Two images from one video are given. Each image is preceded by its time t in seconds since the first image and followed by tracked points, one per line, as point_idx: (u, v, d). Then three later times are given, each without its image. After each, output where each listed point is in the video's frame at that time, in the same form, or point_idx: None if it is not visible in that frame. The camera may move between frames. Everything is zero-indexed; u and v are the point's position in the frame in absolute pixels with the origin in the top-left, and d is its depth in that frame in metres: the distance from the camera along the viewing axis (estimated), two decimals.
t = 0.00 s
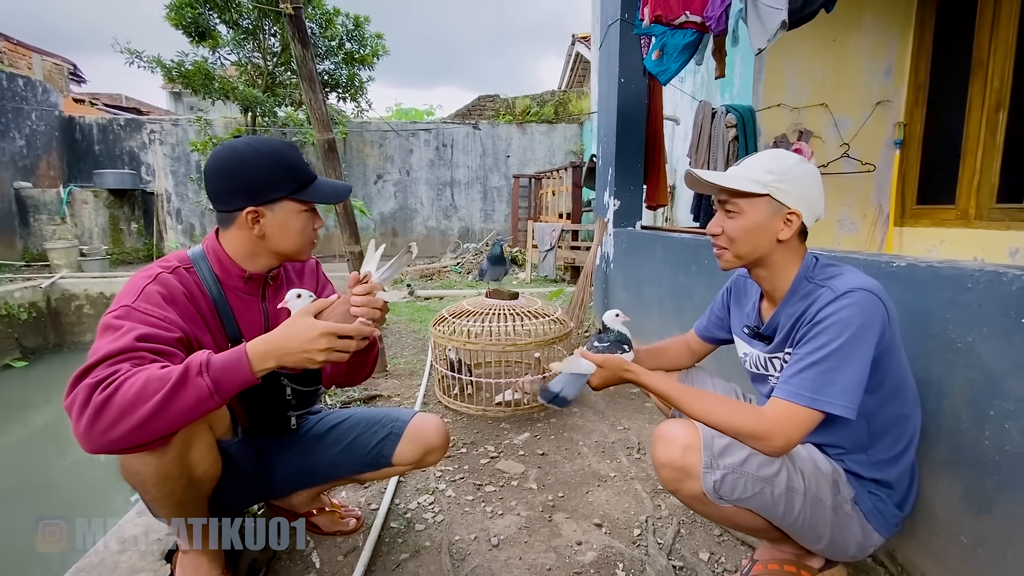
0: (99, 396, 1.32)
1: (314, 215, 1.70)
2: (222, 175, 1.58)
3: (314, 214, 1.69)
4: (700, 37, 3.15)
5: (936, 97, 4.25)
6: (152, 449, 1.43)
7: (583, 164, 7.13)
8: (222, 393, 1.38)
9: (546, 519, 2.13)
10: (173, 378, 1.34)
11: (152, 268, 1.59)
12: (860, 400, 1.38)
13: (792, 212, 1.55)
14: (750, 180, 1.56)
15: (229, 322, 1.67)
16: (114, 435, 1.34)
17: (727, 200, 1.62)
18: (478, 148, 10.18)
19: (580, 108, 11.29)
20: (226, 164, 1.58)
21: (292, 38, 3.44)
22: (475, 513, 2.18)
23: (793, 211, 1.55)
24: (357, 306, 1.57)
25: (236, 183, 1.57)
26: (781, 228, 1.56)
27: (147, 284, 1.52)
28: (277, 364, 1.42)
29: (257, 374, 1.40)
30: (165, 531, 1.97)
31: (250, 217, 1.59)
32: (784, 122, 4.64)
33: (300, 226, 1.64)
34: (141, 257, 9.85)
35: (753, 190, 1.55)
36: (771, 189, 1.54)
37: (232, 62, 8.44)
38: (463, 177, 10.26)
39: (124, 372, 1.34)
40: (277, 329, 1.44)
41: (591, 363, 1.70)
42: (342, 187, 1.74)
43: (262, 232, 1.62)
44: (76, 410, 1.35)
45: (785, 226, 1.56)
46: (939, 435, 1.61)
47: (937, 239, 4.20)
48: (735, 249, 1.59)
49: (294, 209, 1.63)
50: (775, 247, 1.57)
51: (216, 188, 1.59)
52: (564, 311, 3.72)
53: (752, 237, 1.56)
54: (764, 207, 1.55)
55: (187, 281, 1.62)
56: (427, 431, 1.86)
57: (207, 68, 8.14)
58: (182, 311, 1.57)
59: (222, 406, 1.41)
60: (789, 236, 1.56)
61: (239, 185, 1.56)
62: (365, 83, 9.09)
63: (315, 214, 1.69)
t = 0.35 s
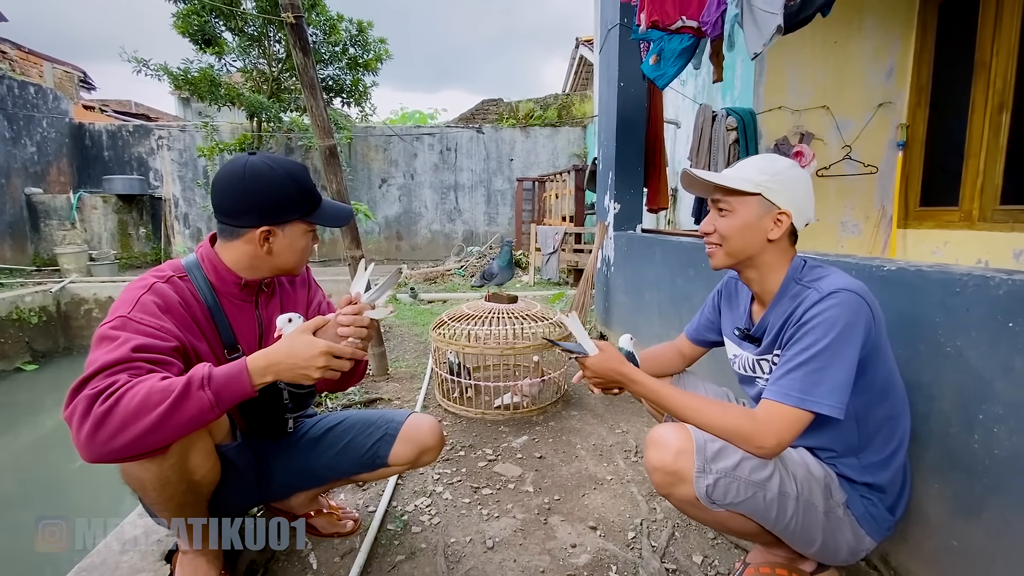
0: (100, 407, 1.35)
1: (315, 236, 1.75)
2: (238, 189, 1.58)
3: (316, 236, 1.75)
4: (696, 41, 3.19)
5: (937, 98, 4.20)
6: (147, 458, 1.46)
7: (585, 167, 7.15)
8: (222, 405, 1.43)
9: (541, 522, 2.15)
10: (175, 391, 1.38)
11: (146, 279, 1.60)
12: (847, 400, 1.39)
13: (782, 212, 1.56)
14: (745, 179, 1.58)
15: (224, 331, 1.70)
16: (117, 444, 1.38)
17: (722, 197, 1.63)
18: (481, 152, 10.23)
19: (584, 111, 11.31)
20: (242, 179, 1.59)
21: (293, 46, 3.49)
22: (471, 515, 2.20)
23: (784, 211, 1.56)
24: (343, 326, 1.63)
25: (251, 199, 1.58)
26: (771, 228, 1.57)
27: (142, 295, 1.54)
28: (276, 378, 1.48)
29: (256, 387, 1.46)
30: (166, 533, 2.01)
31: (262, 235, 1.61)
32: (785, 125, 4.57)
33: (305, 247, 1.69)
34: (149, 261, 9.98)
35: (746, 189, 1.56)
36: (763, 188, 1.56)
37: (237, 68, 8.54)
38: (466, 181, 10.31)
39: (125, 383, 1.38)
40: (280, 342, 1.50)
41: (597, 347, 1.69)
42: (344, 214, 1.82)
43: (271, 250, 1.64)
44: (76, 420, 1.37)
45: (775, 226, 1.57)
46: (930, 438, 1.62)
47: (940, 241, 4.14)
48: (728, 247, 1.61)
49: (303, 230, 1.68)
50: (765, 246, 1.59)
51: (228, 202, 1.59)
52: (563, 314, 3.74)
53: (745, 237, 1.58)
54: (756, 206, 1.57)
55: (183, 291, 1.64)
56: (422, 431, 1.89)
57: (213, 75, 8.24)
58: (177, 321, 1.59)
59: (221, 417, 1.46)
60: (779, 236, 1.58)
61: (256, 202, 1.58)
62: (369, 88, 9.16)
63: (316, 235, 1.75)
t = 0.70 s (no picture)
0: (145, 385, 1.38)
1: (310, 240, 1.77)
2: (234, 192, 1.60)
3: (311, 240, 1.77)
4: (696, 46, 3.22)
5: (938, 102, 4.19)
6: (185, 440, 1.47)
7: (587, 169, 7.18)
8: (262, 380, 1.47)
9: (539, 522, 2.17)
10: (216, 367, 1.42)
11: (146, 282, 1.63)
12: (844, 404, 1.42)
13: (768, 214, 1.58)
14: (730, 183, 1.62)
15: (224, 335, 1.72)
16: (164, 419, 1.40)
17: (713, 201, 1.68)
18: (484, 154, 10.27)
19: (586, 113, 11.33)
20: (237, 183, 1.60)
21: (297, 51, 3.53)
22: (470, 516, 2.23)
23: (769, 212, 1.58)
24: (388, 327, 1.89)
25: (246, 203, 1.60)
26: (757, 229, 1.60)
27: (147, 296, 1.57)
28: (309, 355, 1.53)
29: (293, 362, 1.51)
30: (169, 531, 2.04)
31: (256, 239, 1.63)
32: (786, 128, 4.50)
33: (300, 250, 1.71)
34: (154, 262, 10.04)
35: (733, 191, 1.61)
36: (750, 191, 1.60)
37: (242, 71, 8.61)
38: (469, 182, 10.35)
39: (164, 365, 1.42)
40: (313, 324, 1.57)
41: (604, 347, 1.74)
42: (340, 217, 1.84)
43: (266, 253, 1.66)
44: (120, 400, 1.39)
45: (761, 227, 1.60)
46: (922, 441, 1.63)
47: (941, 243, 4.15)
48: (716, 250, 1.65)
49: (298, 233, 1.69)
50: (753, 248, 1.62)
51: (223, 206, 1.61)
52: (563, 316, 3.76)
53: (732, 239, 1.62)
54: (740, 207, 1.61)
55: (183, 295, 1.67)
56: (421, 438, 1.91)
57: (218, 78, 8.30)
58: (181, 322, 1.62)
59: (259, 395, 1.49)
60: (766, 238, 1.60)
61: (251, 207, 1.60)
62: (372, 90, 9.21)
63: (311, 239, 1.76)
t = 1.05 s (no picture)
0: (187, 381, 1.43)
1: (310, 238, 1.79)
2: (229, 193, 1.62)
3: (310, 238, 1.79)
4: (695, 48, 3.25)
5: (938, 105, 4.21)
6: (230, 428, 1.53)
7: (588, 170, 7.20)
8: (294, 367, 1.54)
9: (537, 520, 2.19)
10: (250, 359, 1.48)
11: (154, 283, 1.63)
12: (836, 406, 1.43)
13: (741, 223, 1.63)
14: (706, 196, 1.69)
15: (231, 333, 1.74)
16: (209, 412, 1.45)
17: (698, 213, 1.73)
18: (485, 154, 10.30)
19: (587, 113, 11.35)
20: (233, 184, 1.63)
21: (300, 52, 3.56)
22: (468, 513, 2.25)
23: (744, 221, 1.62)
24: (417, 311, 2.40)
25: (242, 203, 1.62)
26: (734, 238, 1.64)
27: (159, 298, 1.58)
28: (335, 341, 1.62)
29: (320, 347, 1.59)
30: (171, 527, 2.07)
31: (252, 238, 1.65)
32: (786, 131, 4.50)
33: (298, 249, 1.73)
34: (156, 260, 10.08)
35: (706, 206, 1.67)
36: (720, 203, 1.65)
37: (245, 70, 8.65)
38: (470, 182, 10.37)
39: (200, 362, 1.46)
40: (328, 312, 1.65)
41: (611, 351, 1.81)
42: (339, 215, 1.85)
43: (263, 252, 1.68)
44: (164, 398, 1.43)
45: (738, 236, 1.64)
46: (914, 442, 1.66)
47: (940, 246, 4.16)
48: (704, 259, 1.71)
49: (295, 232, 1.71)
50: (736, 256, 1.65)
51: (219, 206, 1.64)
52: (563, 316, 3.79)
53: (711, 249, 1.68)
54: (718, 219, 1.66)
55: (193, 296, 1.68)
56: (419, 433, 1.94)
57: (221, 77, 8.35)
58: (195, 321, 1.63)
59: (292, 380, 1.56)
60: (745, 245, 1.64)
61: (247, 207, 1.62)
62: (374, 89, 9.24)
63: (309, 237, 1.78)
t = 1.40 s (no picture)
0: (154, 397, 1.40)
1: (296, 227, 1.78)
2: (204, 185, 1.65)
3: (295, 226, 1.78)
4: (694, 49, 3.26)
5: (934, 108, 4.24)
6: (189, 446, 1.51)
7: (586, 170, 7.22)
8: (268, 400, 1.52)
9: (532, 517, 2.21)
10: (226, 384, 1.46)
11: (145, 283, 1.63)
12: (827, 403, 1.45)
13: (732, 231, 1.63)
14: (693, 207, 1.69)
15: (225, 330, 1.74)
16: (173, 430, 1.43)
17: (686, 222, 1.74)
18: (484, 152, 10.30)
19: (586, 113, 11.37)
20: (209, 176, 1.65)
21: (299, 49, 3.56)
22: (464, 509, 2.26)
23: (733, 229, 1.63)
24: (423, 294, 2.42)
25: (218, 195, 1.64)
26: (727, 246, 1.64)
27: (148, 298, 1.58)
28: (315, 375, 1.60)
29: (299, 382, 1.56)
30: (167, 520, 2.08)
31: (232, 230, 1.67)
32: (784, 132, 4.51)
33: (281, 238, 1.72)
34: (152, 255, 10.05)
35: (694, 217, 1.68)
36: (708, 214, 1.65)
37: (244, 66, 8.64)
38: (468, 181, 10.38)
39: (171, 377, 1.43)
40: (319, 345, 1.63)
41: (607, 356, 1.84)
42: (324, 199, 1.83)
43: (245, 244, 1.69)
44: (129, 406, 1.41)
45: (730, 243, 1.64)
46: (904, 441, 1.68)
47: (936, 249, 4.21)
48: (698, 268, 1.72)
49: (278, 221, 1.71)
50: (730, 263, 1.66)
51: (198, 201, 1.67)
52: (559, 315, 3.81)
53: (705, 259, 1.69)
54: (708, 229, 1.66)
55: (184, 294, 1.68)
56: (417, 430, 1.95)
57: (220, 73, 8.34)
58: (185, 321, 1.63)
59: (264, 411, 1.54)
60: (736, 252, 1.65)
61: (223, 199, 1.64)
62: (374, 87, 9.24)
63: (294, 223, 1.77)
